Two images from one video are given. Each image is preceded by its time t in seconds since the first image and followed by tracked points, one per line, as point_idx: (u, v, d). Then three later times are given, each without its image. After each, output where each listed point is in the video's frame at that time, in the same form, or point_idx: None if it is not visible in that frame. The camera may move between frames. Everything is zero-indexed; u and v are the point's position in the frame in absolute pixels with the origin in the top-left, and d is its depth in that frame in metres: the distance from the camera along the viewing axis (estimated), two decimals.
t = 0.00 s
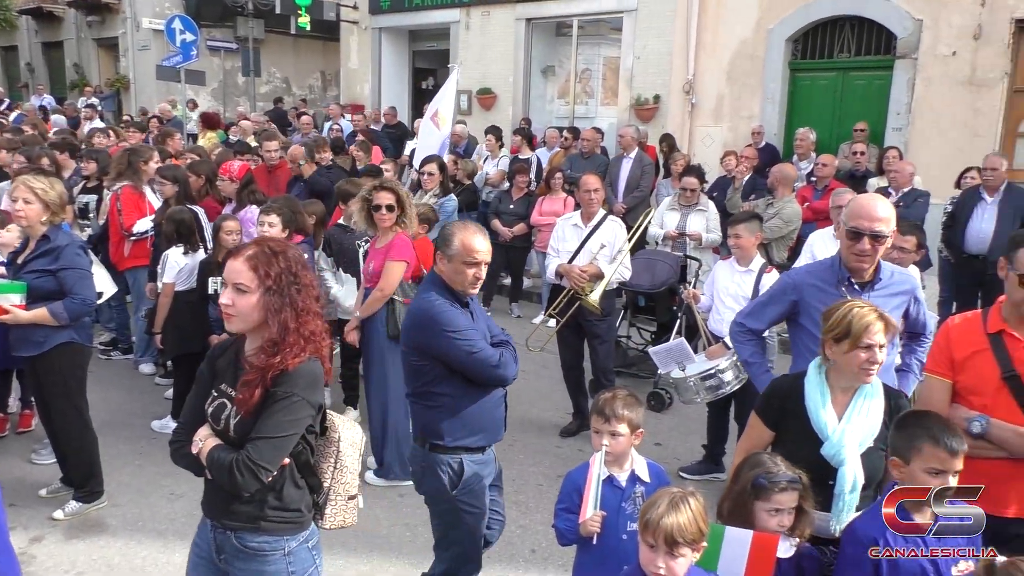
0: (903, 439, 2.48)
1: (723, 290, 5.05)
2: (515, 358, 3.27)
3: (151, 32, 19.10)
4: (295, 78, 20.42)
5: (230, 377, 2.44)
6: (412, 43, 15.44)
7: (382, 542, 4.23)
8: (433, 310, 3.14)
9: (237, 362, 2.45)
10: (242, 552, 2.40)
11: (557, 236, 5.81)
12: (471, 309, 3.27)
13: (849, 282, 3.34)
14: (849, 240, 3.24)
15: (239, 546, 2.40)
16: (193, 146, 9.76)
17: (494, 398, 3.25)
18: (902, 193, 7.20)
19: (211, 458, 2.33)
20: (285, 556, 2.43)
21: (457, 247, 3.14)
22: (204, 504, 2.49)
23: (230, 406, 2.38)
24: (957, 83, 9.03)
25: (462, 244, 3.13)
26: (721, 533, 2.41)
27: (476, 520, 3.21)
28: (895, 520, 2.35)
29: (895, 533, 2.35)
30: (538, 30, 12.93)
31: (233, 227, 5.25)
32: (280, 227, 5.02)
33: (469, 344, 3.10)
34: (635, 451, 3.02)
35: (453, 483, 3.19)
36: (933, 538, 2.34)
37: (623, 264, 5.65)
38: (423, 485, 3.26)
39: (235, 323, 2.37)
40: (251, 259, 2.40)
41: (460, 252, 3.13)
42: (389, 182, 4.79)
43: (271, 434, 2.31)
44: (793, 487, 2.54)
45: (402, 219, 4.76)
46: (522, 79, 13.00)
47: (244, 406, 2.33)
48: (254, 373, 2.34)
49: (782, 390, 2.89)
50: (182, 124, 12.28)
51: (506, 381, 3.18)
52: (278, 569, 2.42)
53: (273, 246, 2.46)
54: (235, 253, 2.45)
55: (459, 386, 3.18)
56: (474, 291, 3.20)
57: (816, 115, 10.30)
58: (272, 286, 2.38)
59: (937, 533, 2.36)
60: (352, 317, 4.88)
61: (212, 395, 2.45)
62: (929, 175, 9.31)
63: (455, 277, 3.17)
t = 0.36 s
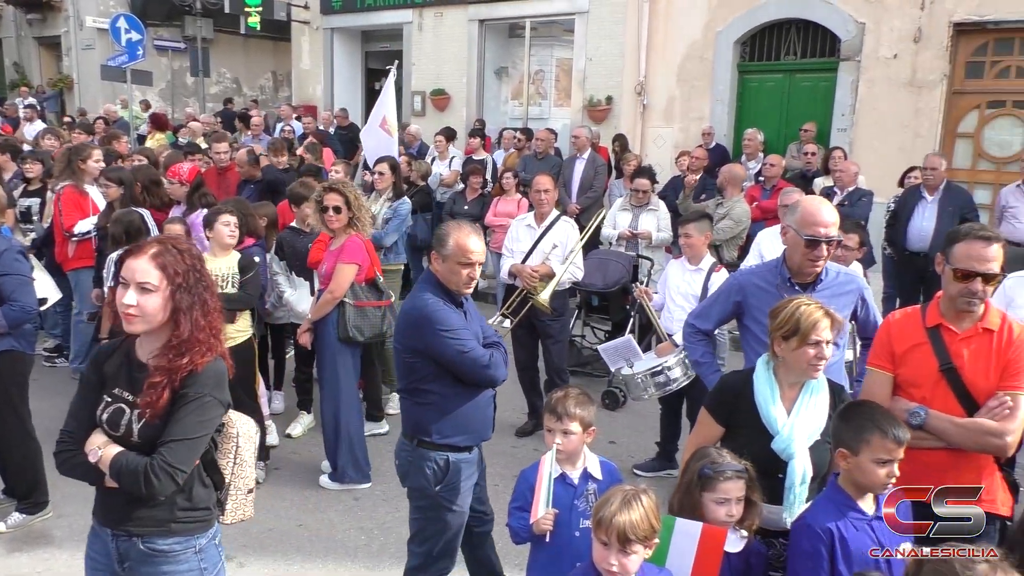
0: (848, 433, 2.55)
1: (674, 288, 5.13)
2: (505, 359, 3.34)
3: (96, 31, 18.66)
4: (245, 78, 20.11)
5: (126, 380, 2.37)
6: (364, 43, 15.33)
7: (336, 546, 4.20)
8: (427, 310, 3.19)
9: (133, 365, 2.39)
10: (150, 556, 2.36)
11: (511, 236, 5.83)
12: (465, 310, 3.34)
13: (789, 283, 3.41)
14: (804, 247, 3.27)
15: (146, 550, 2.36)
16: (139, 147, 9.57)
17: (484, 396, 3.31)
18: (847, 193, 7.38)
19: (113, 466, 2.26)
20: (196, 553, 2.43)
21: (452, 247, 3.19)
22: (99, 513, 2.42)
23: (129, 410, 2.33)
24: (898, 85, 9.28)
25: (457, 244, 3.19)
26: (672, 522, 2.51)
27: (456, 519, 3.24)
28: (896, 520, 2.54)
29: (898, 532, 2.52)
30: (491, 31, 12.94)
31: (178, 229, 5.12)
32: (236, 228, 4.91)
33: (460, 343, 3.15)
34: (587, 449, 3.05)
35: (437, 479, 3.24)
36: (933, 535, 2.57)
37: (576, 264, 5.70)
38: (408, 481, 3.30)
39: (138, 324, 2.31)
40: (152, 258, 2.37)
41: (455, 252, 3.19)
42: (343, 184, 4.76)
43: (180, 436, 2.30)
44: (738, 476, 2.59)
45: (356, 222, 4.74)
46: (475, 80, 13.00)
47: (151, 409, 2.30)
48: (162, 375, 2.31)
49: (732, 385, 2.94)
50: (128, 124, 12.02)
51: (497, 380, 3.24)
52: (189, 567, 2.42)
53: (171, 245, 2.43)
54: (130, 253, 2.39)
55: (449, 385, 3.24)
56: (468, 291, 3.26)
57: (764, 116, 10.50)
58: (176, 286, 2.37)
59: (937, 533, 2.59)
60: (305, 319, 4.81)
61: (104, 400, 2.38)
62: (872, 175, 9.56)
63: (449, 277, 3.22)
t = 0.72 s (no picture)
0: (798, 425, 2.61)
1: (625, 286, 5.19)
2: (495, 350, 3.40)
3: (36, 27, 18.14)
4: (193, 76, 19.75)
5: (37, 386, 2.29)
6: (315, 42, 15.18)
7: (289, 550, 4.15)
8: (417, 301, 3.27)
9: (43, 370, 2.31)
10: (79, 560, 2.32)
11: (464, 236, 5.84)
12: (458, 301, 3.42)
13: (760, 281, 3.50)
14: (772, 246, 3.33)
15: (75, 557, 2.31)
16: (82, 147, 9.32)
17: (476, 386, 3.37)
18: (793, 191, 7.53)
19: (46, 466, 2.14)
20: (128, 554, 2.41)
21: (442, 241, 3.24)
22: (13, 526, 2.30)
23: (48, 414, 2.26)
24: (842, 86, 9.50)
25: (447, 238, 3.23)
26: (624, 518, 2.52)
27: (448, 506, 3.30)
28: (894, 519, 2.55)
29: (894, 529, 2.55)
30: (443, 31, 12.92)
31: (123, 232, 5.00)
32: (184, 229, 4.81)
33: (447, 333, 3.22)
34: (539, 446, 3.06)
35: (427, 463, 3.30)
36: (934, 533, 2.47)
37: (528, 264, 5.73)
38: (404, 465, 3.38)
39: (65, 329, 2.27)
40: (69, 259, 2.34)
41: (445, 246, 3.23)
42: (293, 184, 4.69)
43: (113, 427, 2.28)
44: (682, 468, 2.64)
45: (307, 222, 4.67)
46: (428, 80, 12.97)
47: (79, 408, 2.26)
48: (87, 372, 2.28)
49: (684, 381, 2.99)
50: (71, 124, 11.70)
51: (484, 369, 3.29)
52: (121, 568, 2.39)
53: (82, 246, 2.40)
54: (42, 254, 2.32)
55: (437, 374, 3.31)
56: (460, 283, 3.32)
57: (714, 117, 10.67)
58: (100, 285, 2.38)
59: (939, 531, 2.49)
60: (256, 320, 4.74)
61: (11, 409, 2.26)
62: (818, 174, 9.78)
63: (440, 271, 3.28)
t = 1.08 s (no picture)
0: (748, 419, 2.66)
1: (578, 285, 5.23)
2: (472, 342, 3.46)
3: None
4: (140, 73, 19.32)
5: None
6: (266, 39, 14.97)
7: (242, 555, 4.10)
8: (397, 292, 3.32)
9: None
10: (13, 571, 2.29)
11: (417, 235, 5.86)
12: (437, 294, 3.47)
13: (732, 282, 3.55)
14: (736, 241, 3.41)
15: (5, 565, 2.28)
16: (23, 144, 9.05)
17: (452, 378, 3.43)
18: (743, 190, 7.67)
19: None
20: (66, 562, 2.40)
21: (422, 234, 3.29)
22: None
23: None
24: (789, 88, 9.70)
25: (426, 232, 3.29)
26: (574, 515, 2.56)
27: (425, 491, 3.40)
28: (895, 520, 2.56)
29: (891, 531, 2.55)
30: (396, 30, 12.84)
31: (66, 233, 4.88)
32: (130, 231, 4.70)
33: (426, 324, 3.28)
34: (492, 445, 3.08)
35: (404, 454, 3.40)
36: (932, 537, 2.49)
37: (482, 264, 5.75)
38: (383, 454, 3.49)
39: None
40: None
41: (424, 239, 3.29)
42: (244, 184, 4.62)
43: (36, 419, 2.24)
44: (631, 463, 2.67)
45: (258, 223, 4.60)
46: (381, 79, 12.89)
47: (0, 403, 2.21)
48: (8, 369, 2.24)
49: (636, 378, 3.03)
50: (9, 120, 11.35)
51: (461, 360, 3.36)
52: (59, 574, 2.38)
53: None
54: None
55: (412, 363, 3.36)
56: (439, 276, 3.37)
57: (665, 117, 10.81)
58: (24, 286, 2.34)
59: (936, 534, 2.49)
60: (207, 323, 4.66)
61: None
62: (767, 174, 9.97)
63: (420, 263, 3.33)
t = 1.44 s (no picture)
0: (698, 410, 2.70)
1: (533, 281, 5.23)
2: (447, 340, 3.47)
3: None
4: (82, 69, 18.80)
5: None
6: (213, 35, 14.69)
7: (193, 560, 4.01)
8: (372, 290, 3.29)
9: None
10: None
11: (369, 233, 5.81)
12: (411, 292, 3.45)
13: (676, 275, 3.59)
14: (677, 231, 3.44)
15: None
16: None
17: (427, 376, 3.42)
18: (694, 185, 7.76)
19: None
20: None
21: (396, 233, 3.27)
22: None
23: None
24: (738, 84, 9.84)
25: (400, 230, 3.26)
26: (531, 509, 2.57)
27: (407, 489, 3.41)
28: (894, 520, 2.46)
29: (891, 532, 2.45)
30: (347, 25, 12.70)
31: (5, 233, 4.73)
32: (72, 232, 4.56)
33: (402, 322, 3.26)
34: (447, 443, 3.06)
35: (387, 453, 3.39)
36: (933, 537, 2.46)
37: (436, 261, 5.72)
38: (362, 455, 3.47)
39: None
40: None
41: (398, 237, 3.26)
42: (192, 182, 4.51)
43: None
44: (587, 458, 2.68)
45: (205, 221, 4.49)
46: (332, 75, 12.75)
47: None
48: None
49: (591, 374, 3.04)
50: None
51: (437, 358, 3.36)
52: None
53: None
54: None
55: (387, 361, 3.35)
56: (412, 274, 3.35)
57: (618, 114, 10.89)
58: None
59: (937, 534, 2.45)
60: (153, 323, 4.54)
61: None
62: (717, 170, 10.11)
63: (394, 260, 3.30)
